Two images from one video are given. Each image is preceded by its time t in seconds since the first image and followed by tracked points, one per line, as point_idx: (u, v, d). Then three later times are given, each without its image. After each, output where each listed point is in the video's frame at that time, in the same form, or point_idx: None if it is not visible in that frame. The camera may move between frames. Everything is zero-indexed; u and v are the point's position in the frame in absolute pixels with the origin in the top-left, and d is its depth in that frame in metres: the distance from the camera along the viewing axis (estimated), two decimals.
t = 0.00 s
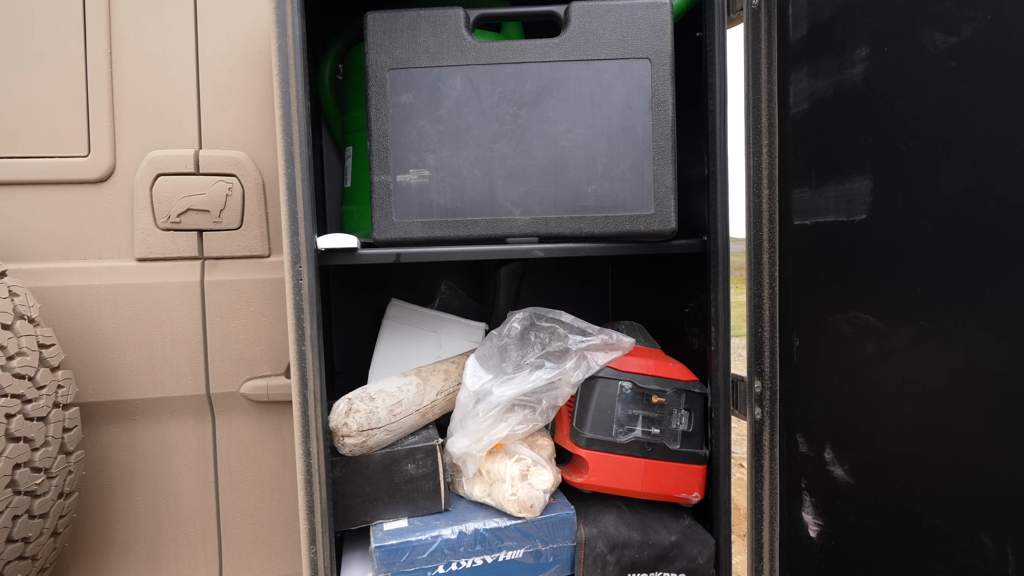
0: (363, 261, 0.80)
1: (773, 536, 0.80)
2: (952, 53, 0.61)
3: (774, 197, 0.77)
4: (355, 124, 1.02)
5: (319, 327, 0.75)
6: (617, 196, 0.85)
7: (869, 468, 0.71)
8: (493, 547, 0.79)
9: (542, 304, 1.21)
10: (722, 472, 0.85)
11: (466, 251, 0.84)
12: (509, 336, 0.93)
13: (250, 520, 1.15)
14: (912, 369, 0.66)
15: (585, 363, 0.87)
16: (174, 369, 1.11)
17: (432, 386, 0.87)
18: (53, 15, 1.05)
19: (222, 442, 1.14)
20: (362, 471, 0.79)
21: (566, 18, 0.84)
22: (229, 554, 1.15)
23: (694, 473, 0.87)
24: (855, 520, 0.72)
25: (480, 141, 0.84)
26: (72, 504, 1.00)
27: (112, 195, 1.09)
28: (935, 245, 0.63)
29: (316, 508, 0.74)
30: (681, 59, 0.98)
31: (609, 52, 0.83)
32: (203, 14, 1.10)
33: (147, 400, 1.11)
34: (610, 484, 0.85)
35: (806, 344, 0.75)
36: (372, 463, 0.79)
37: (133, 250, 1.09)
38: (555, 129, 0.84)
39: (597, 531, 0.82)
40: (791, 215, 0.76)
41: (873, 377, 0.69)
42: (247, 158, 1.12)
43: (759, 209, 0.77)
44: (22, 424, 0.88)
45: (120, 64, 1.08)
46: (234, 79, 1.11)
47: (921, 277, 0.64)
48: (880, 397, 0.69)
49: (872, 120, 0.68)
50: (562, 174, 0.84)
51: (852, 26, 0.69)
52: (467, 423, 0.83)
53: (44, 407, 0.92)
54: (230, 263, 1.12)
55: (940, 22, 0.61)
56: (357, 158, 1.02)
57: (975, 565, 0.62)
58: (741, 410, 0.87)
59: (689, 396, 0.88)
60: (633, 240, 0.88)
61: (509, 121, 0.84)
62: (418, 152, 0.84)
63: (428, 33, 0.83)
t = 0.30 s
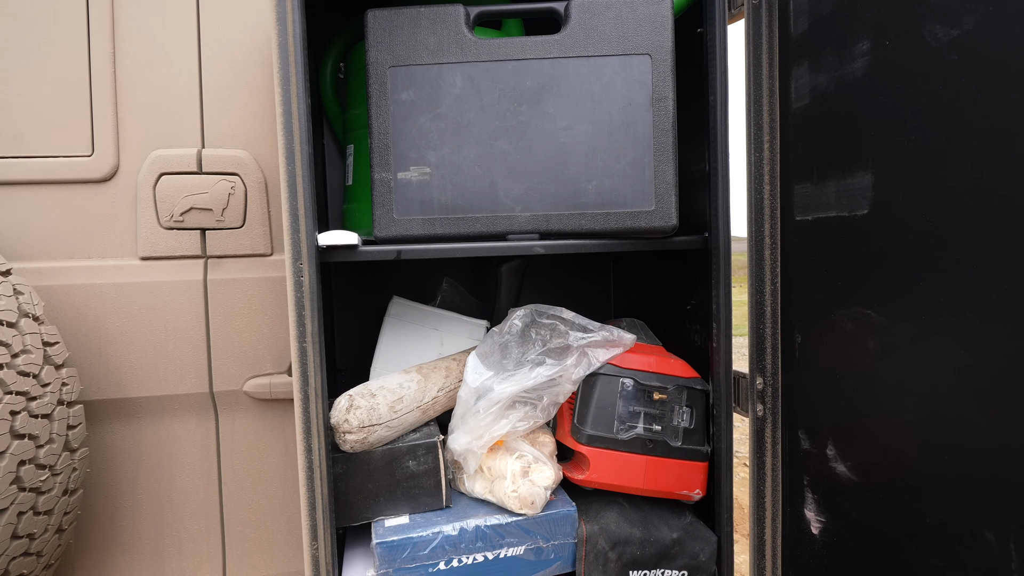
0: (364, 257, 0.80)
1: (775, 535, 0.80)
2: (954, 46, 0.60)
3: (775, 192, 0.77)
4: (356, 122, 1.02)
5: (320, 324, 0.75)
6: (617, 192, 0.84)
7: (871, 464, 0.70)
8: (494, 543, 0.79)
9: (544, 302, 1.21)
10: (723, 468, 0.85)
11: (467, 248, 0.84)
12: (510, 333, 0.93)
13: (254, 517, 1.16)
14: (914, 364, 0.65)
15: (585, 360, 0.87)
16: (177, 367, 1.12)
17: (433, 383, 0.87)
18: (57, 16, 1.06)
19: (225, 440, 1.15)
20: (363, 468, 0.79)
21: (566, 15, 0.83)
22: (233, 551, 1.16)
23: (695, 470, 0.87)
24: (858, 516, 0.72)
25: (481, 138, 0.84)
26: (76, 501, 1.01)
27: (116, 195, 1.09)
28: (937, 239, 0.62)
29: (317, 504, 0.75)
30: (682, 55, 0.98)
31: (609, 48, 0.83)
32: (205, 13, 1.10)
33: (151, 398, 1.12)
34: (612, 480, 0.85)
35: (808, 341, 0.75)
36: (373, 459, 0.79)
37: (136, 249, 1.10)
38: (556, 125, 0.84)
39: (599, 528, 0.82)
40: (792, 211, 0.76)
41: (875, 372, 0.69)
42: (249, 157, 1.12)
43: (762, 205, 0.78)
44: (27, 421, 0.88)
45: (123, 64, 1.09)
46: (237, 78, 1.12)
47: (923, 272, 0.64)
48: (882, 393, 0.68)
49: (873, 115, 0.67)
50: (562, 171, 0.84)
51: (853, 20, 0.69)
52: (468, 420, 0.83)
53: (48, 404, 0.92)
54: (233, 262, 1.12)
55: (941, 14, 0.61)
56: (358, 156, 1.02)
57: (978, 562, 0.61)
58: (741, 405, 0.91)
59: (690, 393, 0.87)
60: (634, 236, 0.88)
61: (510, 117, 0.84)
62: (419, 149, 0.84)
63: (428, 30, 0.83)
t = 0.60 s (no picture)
0: (362, 251, 0.81)
1: (777, 527, 0.80)
2: (952, 33, 0.60)
3: (774, 184, 0.77)
4: (355, 117, 1.03)
5: (319, 316, 0.76)
6: (615, 184, 0.84)
7: (870, 455, 0.70)
8: (493, 536, 0.79)
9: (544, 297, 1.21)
10: (723, 461, 0.85)
11: (465, 241, 0.84)
12: (509, 326, 0.92)
13: (256, 513, 1.16)
14: (913, 354, 0.65)
15: (584, 353, 0.87)
16: (179, 363, 1.13)
17: (432, 376, 0.87)
18: (58, 14, 1.06)
19: (227, 436, 1.15)
20: (363, 460, 0.79)
21: (564, 8, 0.83)
22: (235, 547, 1.16)
23: (695, 463, 0.87)
24: (857, 508, 0.72)
25: (479, 132, 0.84)
26: (79, 496, 1.01)
27: (118, 192, 1.10)
28: (935, 228, 0.62)
29: (316, 496, 0.75)
30: (680, 49, 0.98)
31: (607, 41, 0.83)
32: (206, 11, 1.11)
33: (153, 394, 1.13)
34: (611, 474, 0.85)
35: (807, 333, 0.75)
36: (372, 452, 0.79)
37: (138, 246, 1.10)
38: (554, 118, 0.84)
39: (598, 520, 0.82)
40: (791, 202, 0.76)
41: (874, 362, 0.69)
42: (250, 153, 1.13)
43: (761, 198, 0.77)
44: (28, 415, 0.89)
45: (124, 62, 1.09)
46: (238, 75, 1.12)
47: (921, 260, 0.63)
48: (881, 382, 0.68)
49: (871, 104, 0.67)
50: (560, 163, 0.84)
51: (850, 9, 0.68)
52: (467, 412, 0.84)
53: (50, 399, 0.93)
54: (234, 258, 1.13)
55: (939, 1, 0.61)
56: (357, 151, 1.02)
57: (977, 551, 0.61)
58: (741, 398, 0.89)
59: (690, 386, 0.87)
60: (633, 229, 0.88)
61: (508, 111, 0.84)
62: (417, 143, 0.84)
63: (426, 24, 0.83)
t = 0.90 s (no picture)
0: (361, 238, 0.81)
1: (777, 516, 0.79)
2: (950, 13, 0.60)
3: (774, 170, 0.77)
4: (355, 108, 1.03)
5: (318, 303, 0.76)
6: (615, 172, 0.84)
7: (871, 440, 0.70)
8: (492, 523, 0.79)
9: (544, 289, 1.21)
10: (723, 450, 0.85)
11: (464, 229, 0.84)
12: (508, 315, 0.92)
13: (257, 506, 1.17)
14: (913, 337, 0.65)
15: (584, 341, 0.87)
16: (181, 356, 1.13)
17: (432, 364, 0.87)
18: (59, 7, 1.06)
19: (228, 428, 1.15)
20: (362, 448, 0.79)
21: None
22: (237, 540, 1.16)
23: (695, 451, 0.86)
24: (858, 494, 0.72)
25: (478, 120, 0.84)
26: (80, 487, 1.01)
27: (119, 185, 1.10)
28: (935, 209, 0.62)
29: (316, 484, 0.75)
30: (679, 39, 0.98)
31: (606, 28, 0.83)
32: (206, 4, 1.11)
33: (155, 387, 1.13)
34: (611, 461, 0.85)
35: (808, 320, 0.75)
36: (372, 440, 0.79)
37: (139, 239, 1.11)
38: (553, 106, 0.84)
39: (598, 508, 0.82)
40: (791, 188, 0.75)
41: (874, 346, 0.68)
42: (250, 147, 1.13)
43: (760, 183, 0.77)
44: (29, 405, 0.89)
45: (125, 55, 1.10)
46: (238, 68, 1.12)
47: (921, 242, 0.63)
48: (881, 367, 0.68)
49: (871, 87, 0.67)
50: (559, 151, 0.84)
51: None
52: (466, 400, 0.83)
53: (51, 389, 0.93)
54: (235, 251, 1.13)
55: None
56: (357, 142, 1.02)
57: (978, 534, 0.60)
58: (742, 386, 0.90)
59: (690, 374, 0.87)
60: (632, 217, 0.88)
61: (506, 99, 0.84)
62: (416, 132, 0.84)
63: (425, 13, 0.83)
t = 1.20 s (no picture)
0: (355, 218, 0.81)
1: (775, 495, 0.79)
2: None
3: (770, 148, 0.76)
4: (350, 92, 1.02)
5: (312, 281, 0.76)
6: (610, 151, 0.84)
7: (867, 417, 0.69)
8: (488, 503, 0.79)
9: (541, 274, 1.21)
10: (721, 430, 0.85)
11: (460, 209, 0.84)
12: (504, 296, 0.92)
13: (255, 493, 1.16)
14: (909, 310, 0.64)
15: (579, 320, 0.87)
16: (178, 343, 1.13)
17: (427, 345, 0.87)
18: None
19: (226, 415, 1.15)
20: (357, 428, 0.79)
21: None
22: (235, 526, 1.16)
23: (692, 432, 0.86)
24: (854, 470, 0.71)
25: (472, 100, 0.84)
26: (78, 471, 1.01)
27: (116, 172, 1.10)
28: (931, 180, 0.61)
29: (311, 463, 0.75)
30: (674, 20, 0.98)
31: (600, 7, 0.83)
32: None
33: (153, 373, 1.13)
34: (607, 441, 0.84)
35: (804, 299, 0.74)
36: (367, 419, 0.79)
37: (136, 227, 1.10)
38: (547, 85, 0.83)
39: (594, 488, 0.82)
40: (786, 165, 0.75)
41: (870, 321, 0.68)
42: (246, 133, 1.13)
43: (755, 162, 0.77)
44: (26, 388, 0.89)
45: (120, 41, 1.09)
46: (234, 55, 1.12)
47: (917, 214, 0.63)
48: (877, 341, 0.67)
49: (867, 59, 0.66)
50: (554, 130, 0.84)
51: None
52: (462, 380, 0.83)
53: (48, 373, 0.93)
54: (232, 238, 1.13)
55: None
56: (352, 126, 1.02)
57: (973, 503, 0.59)
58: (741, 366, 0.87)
59: (686, 354, 0.87)
60: (628, 197, 0.87)
61: (501, 78, 0.83)
62: (411, 112, 0.84)
63: None
